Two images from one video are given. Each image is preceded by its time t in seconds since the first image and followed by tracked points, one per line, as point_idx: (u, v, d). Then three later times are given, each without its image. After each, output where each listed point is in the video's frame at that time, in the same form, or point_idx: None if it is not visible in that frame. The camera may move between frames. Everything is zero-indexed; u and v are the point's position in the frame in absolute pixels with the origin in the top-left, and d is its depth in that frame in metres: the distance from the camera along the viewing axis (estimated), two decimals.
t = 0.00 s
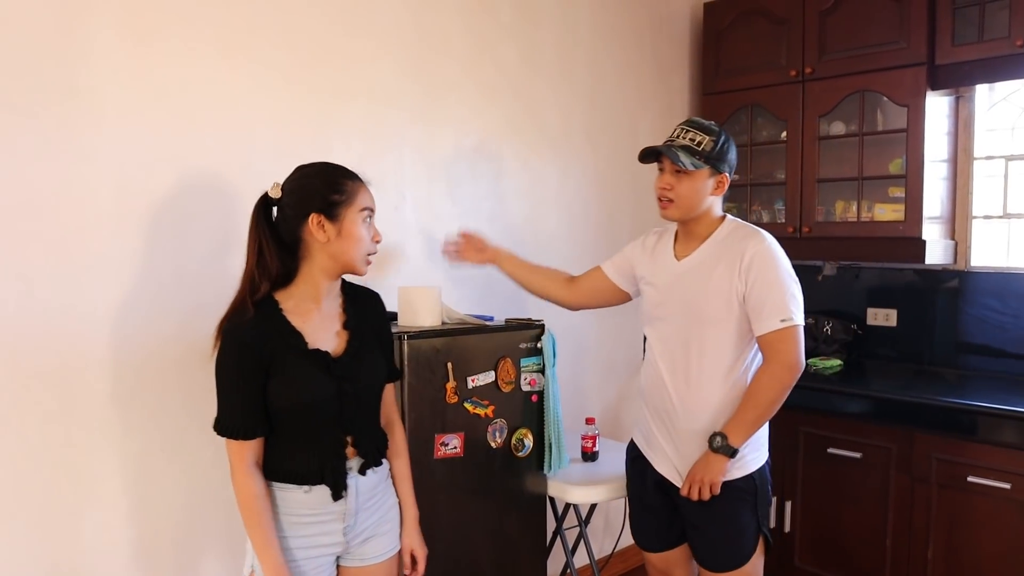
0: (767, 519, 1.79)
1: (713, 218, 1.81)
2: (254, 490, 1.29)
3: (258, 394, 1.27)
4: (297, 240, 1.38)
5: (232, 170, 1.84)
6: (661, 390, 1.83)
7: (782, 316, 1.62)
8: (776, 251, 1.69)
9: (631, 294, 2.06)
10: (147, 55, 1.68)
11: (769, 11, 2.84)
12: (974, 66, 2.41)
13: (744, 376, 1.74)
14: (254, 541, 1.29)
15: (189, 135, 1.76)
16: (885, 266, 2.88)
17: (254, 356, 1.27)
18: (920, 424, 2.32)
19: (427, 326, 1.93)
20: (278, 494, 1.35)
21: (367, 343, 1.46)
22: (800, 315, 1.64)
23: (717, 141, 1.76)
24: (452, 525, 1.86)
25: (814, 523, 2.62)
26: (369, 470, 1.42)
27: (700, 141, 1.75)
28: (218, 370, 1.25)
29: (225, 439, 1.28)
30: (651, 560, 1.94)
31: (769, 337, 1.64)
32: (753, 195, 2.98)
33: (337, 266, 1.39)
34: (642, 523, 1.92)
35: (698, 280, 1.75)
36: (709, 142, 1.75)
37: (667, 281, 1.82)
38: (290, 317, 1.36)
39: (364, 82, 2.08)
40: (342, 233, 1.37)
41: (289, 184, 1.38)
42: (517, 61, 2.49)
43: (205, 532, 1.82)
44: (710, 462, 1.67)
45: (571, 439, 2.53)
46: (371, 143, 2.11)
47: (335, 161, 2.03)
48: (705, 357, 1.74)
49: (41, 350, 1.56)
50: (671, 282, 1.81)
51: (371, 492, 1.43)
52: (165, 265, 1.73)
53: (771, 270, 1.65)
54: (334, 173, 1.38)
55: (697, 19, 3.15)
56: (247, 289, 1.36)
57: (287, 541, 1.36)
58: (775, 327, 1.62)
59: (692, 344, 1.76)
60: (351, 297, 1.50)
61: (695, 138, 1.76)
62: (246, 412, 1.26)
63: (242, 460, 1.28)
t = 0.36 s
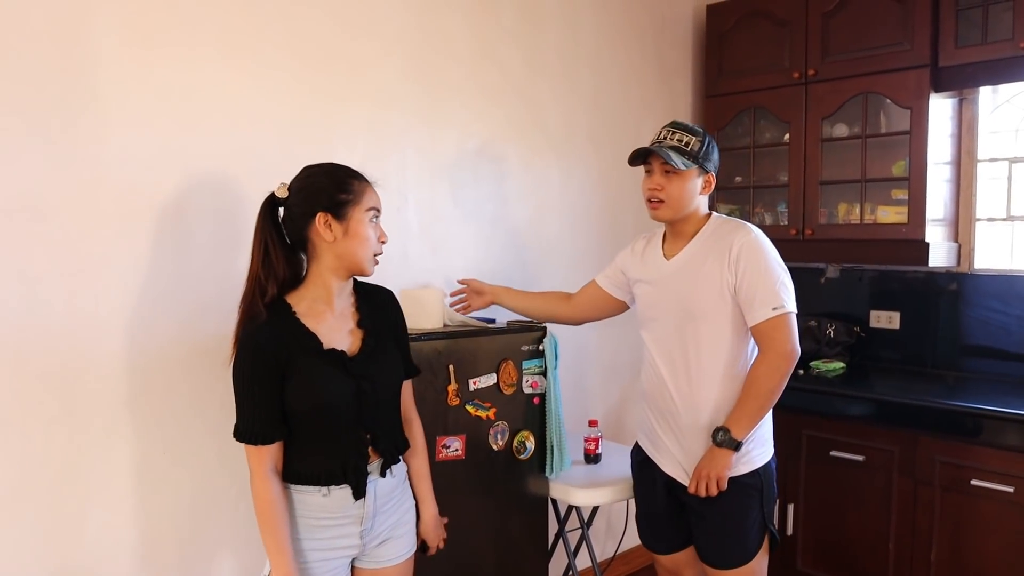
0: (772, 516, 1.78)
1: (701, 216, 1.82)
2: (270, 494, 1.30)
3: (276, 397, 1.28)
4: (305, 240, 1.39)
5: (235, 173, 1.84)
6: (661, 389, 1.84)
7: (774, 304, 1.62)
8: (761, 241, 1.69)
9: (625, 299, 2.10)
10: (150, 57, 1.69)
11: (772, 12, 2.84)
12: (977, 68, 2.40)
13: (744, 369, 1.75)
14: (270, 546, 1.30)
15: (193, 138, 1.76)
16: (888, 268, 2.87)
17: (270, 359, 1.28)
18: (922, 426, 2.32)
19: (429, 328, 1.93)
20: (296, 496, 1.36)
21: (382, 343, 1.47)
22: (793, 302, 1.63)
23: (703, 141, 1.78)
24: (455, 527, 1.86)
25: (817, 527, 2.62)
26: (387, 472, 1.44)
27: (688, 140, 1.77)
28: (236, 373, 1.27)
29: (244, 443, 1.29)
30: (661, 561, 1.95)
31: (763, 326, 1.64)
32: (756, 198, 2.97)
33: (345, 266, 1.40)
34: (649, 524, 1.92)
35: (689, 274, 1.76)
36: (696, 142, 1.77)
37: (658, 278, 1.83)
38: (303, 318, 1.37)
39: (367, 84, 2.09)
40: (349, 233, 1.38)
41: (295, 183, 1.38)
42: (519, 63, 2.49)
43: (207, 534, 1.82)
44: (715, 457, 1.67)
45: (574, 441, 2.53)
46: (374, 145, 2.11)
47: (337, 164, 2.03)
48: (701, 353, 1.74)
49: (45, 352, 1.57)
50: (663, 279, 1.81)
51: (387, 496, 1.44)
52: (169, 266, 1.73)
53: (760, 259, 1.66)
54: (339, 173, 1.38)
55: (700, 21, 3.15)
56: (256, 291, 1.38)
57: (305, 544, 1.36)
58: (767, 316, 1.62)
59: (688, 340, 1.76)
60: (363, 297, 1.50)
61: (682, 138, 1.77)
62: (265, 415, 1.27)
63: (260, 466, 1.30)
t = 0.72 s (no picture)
0: (779, 521, 1.78)
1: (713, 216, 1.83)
2: (273, 499, 1.31)
3: (279, 403, 1.29)
4: (313, 246, 1.40)
5: (238, 177, 1.84)
6: (669, 395, 1.84)
7: (781, 311, 1.62)
8: (770, 247, 1.69)
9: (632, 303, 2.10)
10: (153, 62, 1.69)
11: (774, 16, 2.84)
12: (980, 71, 2.40)
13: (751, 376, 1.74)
14: (273, 552, 1.31)
15: (196, 142, 1.77)
16: (891, 272, 2.87)
17: (275, 365, 1.29)
18: (926, 430, 2.31)
19: (431, 331, 1.93)
20: (298, 501, 1.36)
21: (389, 349, 1.46)
22: (801, 308, 1.63)
23: (714, 140, 1.81)
24: (457, 530, 1.86)
25: (820, 531, 2.61)
26: (392, 478, 1.43)
27: (702, 138, 1.79)
28: (241, 379, 1.28)
29: (247, 449, 1.30)
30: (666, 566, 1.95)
31: (771, 332, 1.64)
32: (759, 201, 2.96)
33: (353, 272, 1.40)
34: (655, 530, 1.92)
35: (697, 279, 1.76)
36: (709, 141, 1.80)
37: (666, 283, 1.83)
38: (309, 324, 1.38)
39: (369, 88, 2.09)
40: (357, 239, 1.38)
41: (303, 190, 1.39)
42: (522, 66, 2.49)
43: (209, 538, 1.82)
44: (720, 464, 1.67)
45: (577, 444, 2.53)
46: (376, 149, 2.11)
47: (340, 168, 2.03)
48: (709, 359, 1.74)
49: (48, 355, 1.57)
50: (671, 283, 1.81)
51: (393, 502, 1.43)
52: (171, 270, 1.74)
53: (768, 264, 1.66)
54: (347, 179, 1.39)
55: (703, 24, 3.15)
56: (263, 299, 1.39)
57: (309, 547, 1.36)
58: (774, 323, 1.62)
59: (696, 346, 1.76)
60: (370, 302, 1.50)
61: (696, 136, 1.79)
62: (268, 421, 1.28)
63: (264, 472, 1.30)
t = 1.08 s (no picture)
0: (779, 521, 1.78)
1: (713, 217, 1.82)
2: (265, 501, 1.30)
3: (272, 404, 1.29)
4: (307, 247, 1.39)
5: (232, 178, 1.84)
6: (670, 395, 1.83)
7: (786, 313, 1.62)
8: (774, 248, 1.69)
9: (628, 302, 2.09)
10: (147, 63, 1.69)
11: (770, 14, 2.83)
12: (976, 68, 2.40)
13: (753, 377, 1.74)
14: (264, 555, 1.31)
15: (190, 143, 1.76)
16: (888, 270, 2.86)
17: (269, 367, 1.28)
18: (923, 427, 2.31)
19: (426, 332, 1.93)
20: (290, 502, 1.36)
21: (384, 350, 1.46)
22: (805, 310, 1.63)
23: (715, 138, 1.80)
24: (452, 532, 1.85)
25: (818, 530, 2.61)
26: (387, 479, 1.42)
27: (704, 137, 1.78)
28: (235, 382, 1.27)
29: (241, 450, 1.29)
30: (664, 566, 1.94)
31: (775, 334, 1.64)
32: (755, 200, 2.96)
33: (348, 272, 1.39)
34: (654, 531, 1.91)
35: (700, 280, 1.75)
36: (711, 139, 1.79)
37: (667, 283, 1.82)
38: (303, 325, 1.37)
39: (364, 89, 2.09)
40: (351, 239, 1.37)
41: (298, 191, 1.38)
42: (517, 66, 2.48)
43: (204, 540, 1.81)
44: (724, 465, 1.66)
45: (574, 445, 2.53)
46: (371, 149, 2.10)
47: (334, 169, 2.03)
48: (712, 360, 1.74)
49: (42, 358, 1.56)
50: (673, 284, 1.80)
51: (389, 503, 1.43)
52: (166, 273, 1.73)
53: (773, 265, 1.66)
54: (341, 180, 1.38)
55: (698, 22, 3.15)
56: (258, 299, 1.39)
57: (303, 550, 1.36)
58: (779, 324, 1.62)
59: (698, 347, 1.75)
60: (365, 304, 1.50)
61: (699, 134, 1.78)
62: (261, 422, 1.27)
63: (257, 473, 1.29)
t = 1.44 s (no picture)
0: (776, 528, 1.77)
1: (703, 224, 1.79)
2: (251, 508, 1.29)
3: (259, 410, 1.27)
4: (296, 252, 1.38)
5: (221, 183, 1.82)
6: (665, 401, 1.82)
7: (783, 318, 1.61)
8: (770, 253, 1.68)
9: (623, 308, 2.08)
10: (134, 67, 1.67)
11: (763, 18, 2.83)
12: (969, 72, 2.40)
13: (750, 383, 1.73)
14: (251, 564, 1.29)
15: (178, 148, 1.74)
16: (882, 274, 2.86)
17: (256, 378, 1.27)
18: (918, 432, 2.30)
19: (418, 338, 1.91)
20: (277, 510, 1.34)
21: (374, 357, 1.44)
22: (802, 316, 1.62)
23: (694, 144, 1.74)
24: (444, 540, 1.83)
25: (813, 536, 2.59)
26: (374, 487, 1.41)
27: (677, 146, 1.74)
28: (222, 389, 1.25)
29: (227, 456, 1.28)
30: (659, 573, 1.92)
31: (773, 340, 1.62)
32: (749, 204, 2.95)
33: (337, 277, 1.38)
34: (649, 538, 1.89)
35: (696, 285, 1.74)
36: (687, 146, 1.74)
37: (663, 288, 1.80)
38: (291, 330, 1.36)
39: (355, 93, 2.08)
40: (339, 245, 1.36)
41: (287, 196, 1.37)
42: (509, 70, 2.48)
43: (192, 550, 1.79)
44: (722, 472, 1.65)
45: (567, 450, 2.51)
46: (361, 154, 2.09)
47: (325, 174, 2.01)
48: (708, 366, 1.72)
49: (26, 366, 1.54)
50: (668, 289, 1.79)
51: (377, 510, 1.41)
52: (153, 279, 1.72)
53: (770, 271, 1.65)
54: (331, 185, 1.37)
55: (692, 27, 3.14)
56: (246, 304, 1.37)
57: (290, 557, 1.34)
58: (777, 330, 1.61)
59: (694, 353, 1.74)
60: (356, 309, 1.48)
61: (672, 143, 1.75)
62: (248, 428, 1.26)
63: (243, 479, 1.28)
